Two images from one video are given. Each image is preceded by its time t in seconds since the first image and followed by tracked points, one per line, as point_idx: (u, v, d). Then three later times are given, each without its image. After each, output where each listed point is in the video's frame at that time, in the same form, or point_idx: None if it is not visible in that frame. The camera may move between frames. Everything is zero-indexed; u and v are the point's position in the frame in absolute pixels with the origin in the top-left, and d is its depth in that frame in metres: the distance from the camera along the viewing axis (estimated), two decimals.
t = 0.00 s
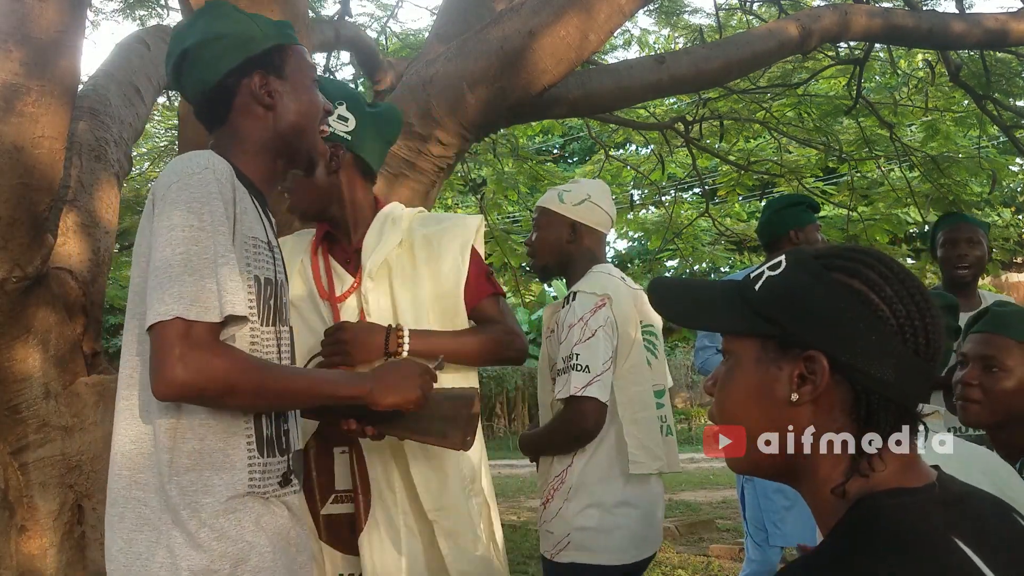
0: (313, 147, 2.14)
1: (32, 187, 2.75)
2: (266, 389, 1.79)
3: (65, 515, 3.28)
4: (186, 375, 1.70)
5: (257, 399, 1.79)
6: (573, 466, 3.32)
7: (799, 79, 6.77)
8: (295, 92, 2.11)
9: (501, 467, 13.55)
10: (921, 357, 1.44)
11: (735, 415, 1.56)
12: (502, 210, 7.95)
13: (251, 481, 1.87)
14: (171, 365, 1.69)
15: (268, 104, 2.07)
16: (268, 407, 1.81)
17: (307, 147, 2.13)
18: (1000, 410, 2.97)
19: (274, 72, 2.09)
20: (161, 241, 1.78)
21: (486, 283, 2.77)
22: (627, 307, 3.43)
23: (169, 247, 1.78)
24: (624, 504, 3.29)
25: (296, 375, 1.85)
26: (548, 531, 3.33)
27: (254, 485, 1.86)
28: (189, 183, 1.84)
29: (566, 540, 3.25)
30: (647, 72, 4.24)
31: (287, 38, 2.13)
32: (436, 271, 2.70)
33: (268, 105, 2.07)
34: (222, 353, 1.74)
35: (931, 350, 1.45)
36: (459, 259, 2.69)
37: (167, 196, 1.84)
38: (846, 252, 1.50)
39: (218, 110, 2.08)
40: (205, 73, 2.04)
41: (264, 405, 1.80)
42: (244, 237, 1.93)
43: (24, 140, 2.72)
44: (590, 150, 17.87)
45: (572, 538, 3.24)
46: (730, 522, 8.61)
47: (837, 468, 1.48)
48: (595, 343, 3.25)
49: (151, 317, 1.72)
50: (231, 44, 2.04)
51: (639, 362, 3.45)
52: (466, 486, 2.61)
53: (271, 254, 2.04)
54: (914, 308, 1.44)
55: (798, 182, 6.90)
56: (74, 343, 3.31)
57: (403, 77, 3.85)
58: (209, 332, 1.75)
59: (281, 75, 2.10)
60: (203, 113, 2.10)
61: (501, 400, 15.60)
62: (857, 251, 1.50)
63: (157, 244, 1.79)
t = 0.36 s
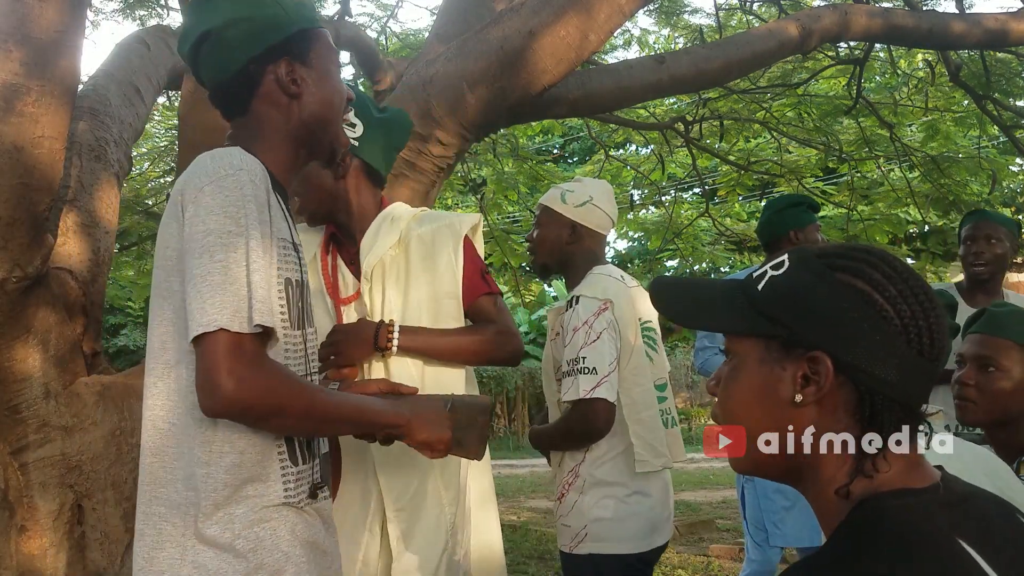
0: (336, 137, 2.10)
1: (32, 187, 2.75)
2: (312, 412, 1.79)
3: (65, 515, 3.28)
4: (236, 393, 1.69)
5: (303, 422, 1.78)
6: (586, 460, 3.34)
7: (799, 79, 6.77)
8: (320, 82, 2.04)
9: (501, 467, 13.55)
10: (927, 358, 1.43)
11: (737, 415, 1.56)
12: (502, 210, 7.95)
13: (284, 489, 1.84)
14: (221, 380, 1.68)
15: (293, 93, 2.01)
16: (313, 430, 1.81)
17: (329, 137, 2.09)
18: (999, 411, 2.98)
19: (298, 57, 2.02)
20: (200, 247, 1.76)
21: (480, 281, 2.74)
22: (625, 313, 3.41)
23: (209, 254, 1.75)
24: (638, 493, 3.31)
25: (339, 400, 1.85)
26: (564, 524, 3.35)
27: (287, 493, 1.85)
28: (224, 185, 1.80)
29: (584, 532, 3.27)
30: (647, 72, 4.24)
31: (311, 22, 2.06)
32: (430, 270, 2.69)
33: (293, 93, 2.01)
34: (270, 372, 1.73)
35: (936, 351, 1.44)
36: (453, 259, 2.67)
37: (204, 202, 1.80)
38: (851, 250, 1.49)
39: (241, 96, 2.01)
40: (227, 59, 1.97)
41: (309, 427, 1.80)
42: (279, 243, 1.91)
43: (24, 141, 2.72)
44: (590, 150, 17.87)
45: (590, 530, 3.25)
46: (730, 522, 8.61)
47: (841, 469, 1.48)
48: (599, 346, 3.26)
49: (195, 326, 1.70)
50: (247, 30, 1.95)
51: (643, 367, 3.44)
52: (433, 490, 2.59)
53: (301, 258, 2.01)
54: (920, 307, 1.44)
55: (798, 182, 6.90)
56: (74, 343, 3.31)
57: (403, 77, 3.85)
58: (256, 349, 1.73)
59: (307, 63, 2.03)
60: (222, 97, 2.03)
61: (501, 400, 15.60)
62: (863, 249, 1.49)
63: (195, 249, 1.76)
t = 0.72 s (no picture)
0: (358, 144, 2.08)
1: (32, 187, 2.75)
2: (345, 408, 1.74)
3: (65, 514, 3.28)
4: (275, 384, 1.66)
5: (336, 419, 1.73)
6: (642, 486, 3.15)
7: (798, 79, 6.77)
8: (339, 90, 2.02)
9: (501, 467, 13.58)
10: (928, 355, 1.43)
11: (737, 414, 1.56)
12: (502, 210, 7.94)
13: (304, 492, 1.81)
14: (260, 371, 1.65)
15: (310, 102, 2.00)
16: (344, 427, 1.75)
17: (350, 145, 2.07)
18: (998, 411, 2.98)
19: (316, 68, 2.01)
20: (238, 241, 1.72)
21: (517, 327, 2.73)
22: (625, 342, 3.25)
23: (246, 249, 1.72)
24: (687, 527, 3.15)
25: (371, 397, 1.78)
26: (601, 536, 3.17)
27: (310, 500, 1.82)
28: (263, 182, 1.77)
29: (624, 552, 3.10)
30: (647, 72, 4.24)
31: (331, 32, 2.05)
32: (470, 310, 2.68)
33: (310, 103, 2.00)
34: (306, 365, 1.70)
35: (937, 351, 1.43)
36: (494, 306, 2.66)
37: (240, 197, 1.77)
38: (850, 251, 1.49)
39: (262, 109, 2.01)
40: (245, 72, 1.98)
41: (341, 425, 1.74)
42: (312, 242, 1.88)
43: (24, 141, 2.72)
44: (590, 150, 17.88)
45: (632, 551, 3.09)
46: (730, 522, 8.62)
47: (841, 471, 1.48)
48: (615, 387, 3.07)
49: (233, 320, 1.67)
50: (259, 41, 1.96)
51: (658, 387, 3.35)
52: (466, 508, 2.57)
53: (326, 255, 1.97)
54: (921, 307, 1.43)
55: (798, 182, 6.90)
56: (73, 343, 3.31)
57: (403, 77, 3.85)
58: (296, 341, 1.71)
59: (325, 74, 2.01)
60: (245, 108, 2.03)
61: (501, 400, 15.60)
62: (863, 250, 1.49)
63: (232, 243, 1.73)
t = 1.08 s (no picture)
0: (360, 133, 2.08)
1: (32, 187, 2.75)
2: (345, 412, 1.74)
3: (65, 515, 3.28)
4: (273, 399, 1.65)
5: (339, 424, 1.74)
6: (647, 458, 3.15)
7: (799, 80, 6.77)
8: (341, 80, 2.02)
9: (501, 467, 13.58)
10: (924, 356, 1.43)
11: (736, 413, 1.56)
12: (502, 210, 7.94)
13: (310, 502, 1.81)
14: (258, 387, 1.65)
15: (312, 90, 2.00)
16: (347, 431, 1.77)
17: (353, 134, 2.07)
18: (996, 411, 2.97)
19: (318, 57, 2.00)
20: (230, 248, 1.72)
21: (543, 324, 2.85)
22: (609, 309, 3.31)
23: (238, 256, 1.71)
24: (699, 493, 3.15)
25: (373, 397, 1.79)
26: (622, 524, 3.12)
27: (317, 509, 1.82)
28: (258, 191, 1.76)
29: (647, 532, 3.06)
30: (647, 72, 4.23)
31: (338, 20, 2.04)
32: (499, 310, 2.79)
33: (311, 92, 2.00)
34: (305, 374, 1.70)
35: (932, 351, 1.44)
36: (526, 303, 2.78)
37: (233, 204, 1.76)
38: (845, 253, 1.49)
39: (262, 97, 2.01)
40: (246, 57, 1.97)
41: (344, 428, 1.76)
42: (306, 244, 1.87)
43: (23, 141, 2.72)
44: (590, 150, 17.88)
45: (655, 530, 3.05)
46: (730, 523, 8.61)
47: (838, 472, 1.48)
48: (614, 344, 3.11)
49: (226, 333, 1.67)
50: (263, 28, 1.95)
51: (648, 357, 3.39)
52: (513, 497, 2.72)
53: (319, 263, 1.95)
54: (916, 309, 1.44)
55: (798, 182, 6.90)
56: (73, 343, 3.31)
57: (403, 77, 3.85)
58: (292, 350, 1.70)
59: (327, 65, 2.01)
60: (245, 96, 2.02)
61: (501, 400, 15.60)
62: (857, 253, 1.49)
63: (225, 250, 1.73)
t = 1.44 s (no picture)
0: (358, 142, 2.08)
1: (31, 187, 2.75)
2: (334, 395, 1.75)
3: (65, 515, 3.28)
4: (265, 372, 1.66)
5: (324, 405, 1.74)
6: (619, 454, 3.19)
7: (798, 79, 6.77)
8: (338, 89, 2.02)
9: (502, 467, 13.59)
10: (923, 357, 1.43)
11: (736, 413, 1.56)
12: (502, 210, 7.94)
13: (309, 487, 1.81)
14: (252, 357, 1.65)
15: (308, 102, 2.00)
16: (334, 413, 1.77)
17: (350, 144, 2.07)
18: (991, 408, 2.98)
19: (315, 69, 2.00)
20: (233, 232, 1.72)
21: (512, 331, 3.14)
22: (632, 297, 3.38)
23: (241, 239, 1.71)
24: (669, 492, 3.17)
25: (361, 387, 1.79)
26: (593, 524, 3.15)
27: (315, 493, 1.82)
28: (261, 173, 1.77)
29: (618, 532, 3.08)
30: (647, 72, 4.23)
31: (332, 32, 2.05)
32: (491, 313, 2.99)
33: (309, 104, 2.00)
34: (299, 352, 1.70)
35: (932, 352, 1.44)
36: (504, 309, 3.00)
37: (236, 188, 1.77)
38: (844, 253, 1.49)
39: (261, 109, 2.01)
40: (246, 71, 1.97)
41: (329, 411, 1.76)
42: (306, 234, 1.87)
43: (23, 141, 2.72)
44: (590, 150, 17.89)
45: (624, 530, 3.08)
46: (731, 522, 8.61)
47: (838, 472, 1.48)
48: (619, 327, 3.16)
49: (229, 307, 1.67)
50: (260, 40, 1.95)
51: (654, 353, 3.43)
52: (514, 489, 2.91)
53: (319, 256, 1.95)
54: (916, 309, 1.44)
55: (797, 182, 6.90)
56: (73, 344, 3.31)
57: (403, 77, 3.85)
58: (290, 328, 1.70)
59: (324, 74, 2.01)
60: (243, 104, 2.02)
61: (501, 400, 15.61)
62: (855, 253, 1.49)
63: (228, 233, 1.73)
